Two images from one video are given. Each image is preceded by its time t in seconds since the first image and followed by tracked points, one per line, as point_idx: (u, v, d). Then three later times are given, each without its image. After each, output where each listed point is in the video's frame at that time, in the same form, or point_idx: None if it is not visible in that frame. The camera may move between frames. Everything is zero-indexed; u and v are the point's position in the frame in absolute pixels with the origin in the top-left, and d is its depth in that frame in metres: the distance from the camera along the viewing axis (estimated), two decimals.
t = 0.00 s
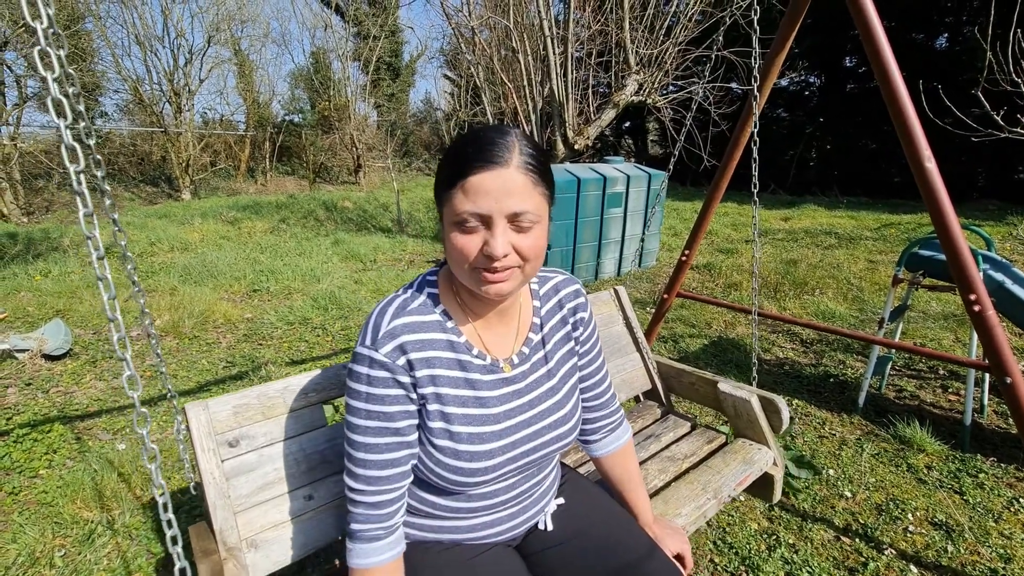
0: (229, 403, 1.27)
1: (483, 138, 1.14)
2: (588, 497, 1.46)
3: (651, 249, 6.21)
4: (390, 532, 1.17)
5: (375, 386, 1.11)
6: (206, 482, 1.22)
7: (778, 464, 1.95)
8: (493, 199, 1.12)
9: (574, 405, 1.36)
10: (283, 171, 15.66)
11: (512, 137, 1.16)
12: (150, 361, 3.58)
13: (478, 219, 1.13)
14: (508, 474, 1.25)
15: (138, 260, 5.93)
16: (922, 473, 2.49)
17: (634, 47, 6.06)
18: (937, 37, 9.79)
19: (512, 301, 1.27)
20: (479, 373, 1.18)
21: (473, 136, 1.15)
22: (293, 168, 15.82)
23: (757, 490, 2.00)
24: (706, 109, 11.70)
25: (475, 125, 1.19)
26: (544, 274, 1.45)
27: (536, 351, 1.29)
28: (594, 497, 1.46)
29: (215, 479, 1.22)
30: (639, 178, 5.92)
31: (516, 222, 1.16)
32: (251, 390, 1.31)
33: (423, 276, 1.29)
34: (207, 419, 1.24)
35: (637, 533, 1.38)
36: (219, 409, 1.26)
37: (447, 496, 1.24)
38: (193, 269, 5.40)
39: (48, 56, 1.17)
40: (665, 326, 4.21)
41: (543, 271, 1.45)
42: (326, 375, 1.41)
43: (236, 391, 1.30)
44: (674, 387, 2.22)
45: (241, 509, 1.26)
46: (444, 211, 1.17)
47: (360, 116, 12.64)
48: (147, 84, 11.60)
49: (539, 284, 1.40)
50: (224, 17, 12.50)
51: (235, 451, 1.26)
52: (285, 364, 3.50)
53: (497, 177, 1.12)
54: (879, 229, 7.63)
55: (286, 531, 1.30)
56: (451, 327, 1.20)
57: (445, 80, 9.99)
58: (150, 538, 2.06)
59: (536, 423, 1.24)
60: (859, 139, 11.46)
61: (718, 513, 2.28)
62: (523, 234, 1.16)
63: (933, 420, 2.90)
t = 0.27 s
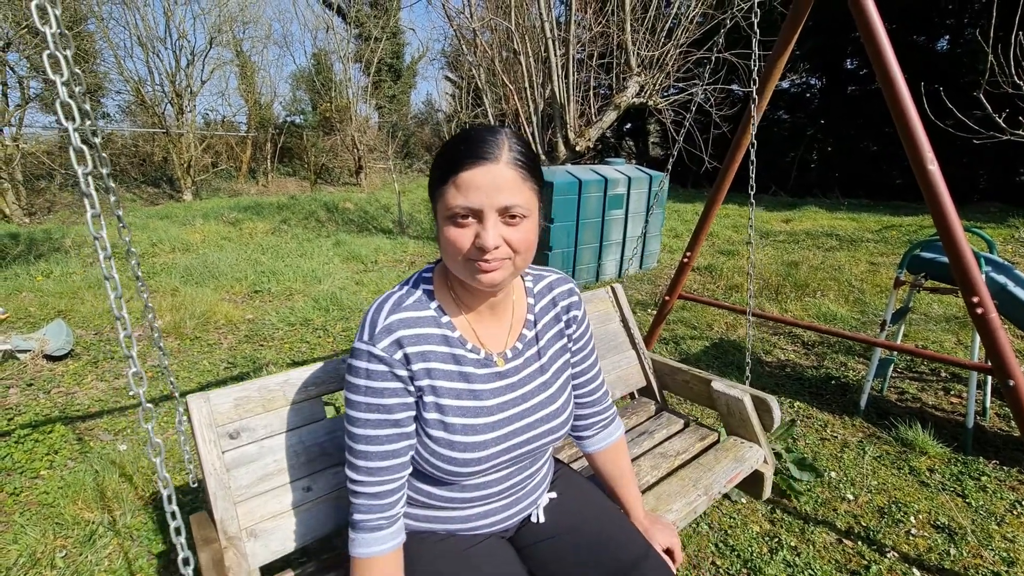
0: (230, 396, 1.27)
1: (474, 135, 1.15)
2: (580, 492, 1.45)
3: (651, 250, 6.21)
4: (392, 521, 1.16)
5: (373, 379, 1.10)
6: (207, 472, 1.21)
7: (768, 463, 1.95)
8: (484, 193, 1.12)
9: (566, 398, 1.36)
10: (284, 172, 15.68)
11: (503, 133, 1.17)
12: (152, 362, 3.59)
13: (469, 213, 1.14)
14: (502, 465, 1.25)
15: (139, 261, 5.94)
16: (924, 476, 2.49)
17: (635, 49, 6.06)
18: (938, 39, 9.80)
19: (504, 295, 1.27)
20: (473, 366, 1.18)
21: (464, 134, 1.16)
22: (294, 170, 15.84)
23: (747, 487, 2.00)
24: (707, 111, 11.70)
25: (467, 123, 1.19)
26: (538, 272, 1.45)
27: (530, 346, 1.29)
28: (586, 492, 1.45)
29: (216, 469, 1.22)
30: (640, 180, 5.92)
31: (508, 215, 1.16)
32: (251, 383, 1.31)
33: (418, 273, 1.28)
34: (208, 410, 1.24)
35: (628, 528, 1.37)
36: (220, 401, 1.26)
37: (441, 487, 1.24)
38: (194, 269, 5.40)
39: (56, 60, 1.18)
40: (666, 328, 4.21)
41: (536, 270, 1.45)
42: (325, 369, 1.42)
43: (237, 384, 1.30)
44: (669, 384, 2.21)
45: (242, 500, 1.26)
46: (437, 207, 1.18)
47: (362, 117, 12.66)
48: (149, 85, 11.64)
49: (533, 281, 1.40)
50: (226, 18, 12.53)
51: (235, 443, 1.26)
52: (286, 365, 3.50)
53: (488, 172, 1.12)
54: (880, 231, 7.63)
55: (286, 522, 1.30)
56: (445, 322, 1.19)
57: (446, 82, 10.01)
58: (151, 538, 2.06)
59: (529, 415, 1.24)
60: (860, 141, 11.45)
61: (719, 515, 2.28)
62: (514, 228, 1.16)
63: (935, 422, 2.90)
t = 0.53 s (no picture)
0: (228, 390, 1.26)
1: (472, 136, 1.15)
2: (576, 487, 1.45)
3: (652, 252, 6.20)
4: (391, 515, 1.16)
5: (371, 374, 1.10)
6: (205, 466, 1.21)
7: (762, 461, 1.95)
8: (481, 192, 1.12)
9: (562, 396, 1.36)
10: (286, 173, 15.70)
11: (501, 135, 1.17)
12: (153, 362, 3.58)
13: (466, 213, 1.13)
14: (497, 460, 1.24)
15: (141, 261, 5.94)
16: (927, 478, 2.47)
17: (637, 50, 6.05)
18: (940, 41, 9.79)
19: (500, 293, 1.27)
20: (469, 362, 1.17)
21: (462, 134, 1.15)
22: (296, 170, 15.86)
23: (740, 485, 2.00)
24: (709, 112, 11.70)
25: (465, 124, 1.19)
26: (534, 271, 1.44)
27: (526, 343, 1.28)
28: (581, 488, 1.45)
29: (214, 463, 1.22)
30: (641, 181, 5.92)
31: (505, 215, 1.15)
32: (250, 376, 1.30)
33: (415, 271, 1.28)
34: (205, 404, 1.23)
35: (622, 526, 1.37)
36: (218, 395, 1.26)
37: (436, 482, 1.24)
38: (195, 270, 5.40)
39: (58, 58, 1.18)
40: (668, 329, 4.20)
41: (533, 268, 1.44)
42: (324, 362, 1.40)
43: (235, 377, 1.29)
44: (664, 382, 2.20)
45: (239, 493, 1.26)
46: (434, 205, 1.17)
47: (363, 118, 12.67)
48: (151, 85, 11.67)
49: (529, 280, 1.39)
50: (228, 19, 12.55)
51: (233, 437, 1.26)
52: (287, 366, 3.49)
53: (485, 171, 1.12)
54: (881, 233, 7.61)
55: (283, 515, 1.30)
56: (442, 318, 1.19)
57: (448, 83, 10.01)
58: (151, 538, 2.06)
59: (524, 411, 1.24)
60: (861, 143, 11.44)
61: (721, 517, 2.27)
62: (511, 228, 1.16)
63: (938, 425, 2.89)
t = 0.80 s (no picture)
0: (225, 391, 1.26)
1: (480, 138, 1.14)
2: (574, 493, 1.44)
3: (653, 253, 6.20)
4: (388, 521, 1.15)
5: (371, 377, 1.10)
6: (200, 468, 1.21)
7: (762, 464, 1.93)
8: (487, 197, 1.11)
9: (565, 400, 1.35)
10: (287, 174, 15.72)
11: (508, 138, 1.16)
12: (153, 363, 3.59)
13: (472, 217, 1.13)
14: (498, 466, 1.24)
15: (142, 262, 5.95)
16: (930, 481, 2.46)
17: (638, 52, 6.05)
18: (942, 42, 9.78)
19: (503, 296, 1.26)
20: (471, 367, 1.17)
21: (469, 135, 1.14)
22: (297, 172, 15.88)
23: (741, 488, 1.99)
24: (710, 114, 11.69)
25: (473, 125, 1.18)
26: (538, 271, 1.43)
27: (529, 347, 1.28)
28: (581, 492, 1.44)
29: (210, 465, 1.21)
30: (642, 182, 5.91)
31: (512, 220, 1.15)
32: (246, 378, 1.30)
33: (417, 271, 1.27)
34: (202, 405, 1.23)
35: (621, 531, 1.36)
36: (214, 397, 1.25)
37: (435, 488, 1.24)
38: (196, 271, 5.40)
39: (55, 56, 1.18)
40: (669, 330, 4.19)
41: (537, 269, 1.44)
42: (322, 364, 1.40)
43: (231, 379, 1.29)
44: (665, 385, 2.20)
45: (235, 495, 1.25)
46: (439, 208, 1.16)
47: (365, 120, 12.68)
48: (153, 87, 11.70)
49: (532, 281, 1.39)
50: (229, 21, 12.58)
51: (229, 439, 1.25)
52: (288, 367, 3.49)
53: (492, 176, 1.11)
54: (883, 234, 7.60)
55: (279, 518, 1.30)
56: (444, 320, 1.18)
57: (449, 85, 10.02)
58: (151, 540, 2.05)
59: (526, 417, 1.23)
60: (863, 144, 11.43)
61: (723, 519, 2.26)
62: (517, 233, 1.15)
63: (940, 427, 2.88)
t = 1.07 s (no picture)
0: (225, 402, 1.26)
1: (489, 141, 1.13)
2: (582, 505, 1.44)
3: (655, 256, 6.20)
4: (390, 536, 1.16)
5: (374, 387, 1.09)
6: (200, 481, 1.21)
7: (774, 472, 1.92)
8: (496, 203, 1.11)
9: (573, 408, 1.35)
10: (288, 176, 15.75)
11: (517, 142, 1.15)
12: (154, 364, 3.59)
13: (481, 223, 1.12)
14: (505, 479, 1.24)
15: (143, 263, 5.96)
16: (931, 484, 2.46)
17: (639, 54, 6.06)
18: (942, 45, 9.84)
19: (510, 302, 1.26)
20: (478, 377, 1.17)
21: (478, 139, 1.13)
22: (298, 173, 15.92)
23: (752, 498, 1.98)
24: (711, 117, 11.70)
25: (481, 127, 1.17)
26: (545, 277, 1.43)
27: (537, 355, 1.28)
28: (589, 505, 1.44)
29: (209, 478, 1.21)
30: (643, 185, 5.91)
31: (521, 226, 1.15)
32: (246, 389, 1.30)
33: (422, 277, 1.27)
34: (202, 416, 1.23)
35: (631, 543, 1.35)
36: (214, 408, 1.25)
37: (440, 503, 1.23)
38: (197, 272, 5.41)
39: (53, 56, 1.17)
40: (670, 333, 4.19)
41: (544, 274, 1.44)
42: (323, 374, 1.40)
43: (231, 390, 1.29)
44: (672, 392, 2.19)
45: (235, 509, 1.25)
46: (446, 213, 1.16)
47: (366, 121, 12.71)
48: (155, 88, 11.73)
49: (540, 287, 1.38)
50: (231, 23, 12.62)
51: (229, 451, 1.25)
52: (288, 368, 3.49)
53: (501, 181, 1.11)
54: (884, 237, 7.60)
55: (280, 532, 1.29)
56: (450, 328, 1.18)
57: (450, 86, 10.04)
58: (150, 541, 2.05)
59: (533, 427, 1.23)
60: (863, 147, 11.44)
61: (722, 523, 2.26)
62: (526, 239, 1.15)
63: (941, 430, 2.87)
